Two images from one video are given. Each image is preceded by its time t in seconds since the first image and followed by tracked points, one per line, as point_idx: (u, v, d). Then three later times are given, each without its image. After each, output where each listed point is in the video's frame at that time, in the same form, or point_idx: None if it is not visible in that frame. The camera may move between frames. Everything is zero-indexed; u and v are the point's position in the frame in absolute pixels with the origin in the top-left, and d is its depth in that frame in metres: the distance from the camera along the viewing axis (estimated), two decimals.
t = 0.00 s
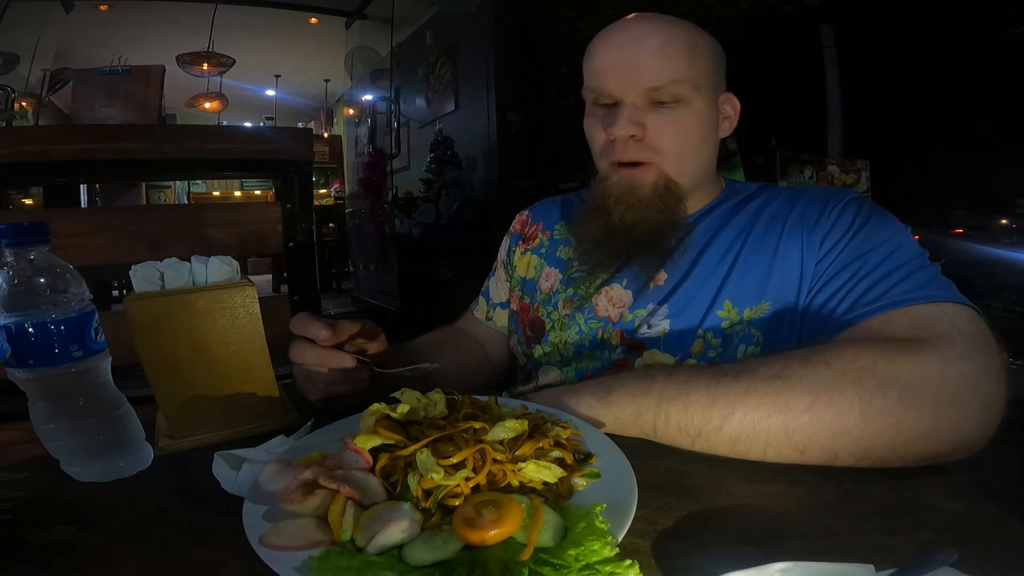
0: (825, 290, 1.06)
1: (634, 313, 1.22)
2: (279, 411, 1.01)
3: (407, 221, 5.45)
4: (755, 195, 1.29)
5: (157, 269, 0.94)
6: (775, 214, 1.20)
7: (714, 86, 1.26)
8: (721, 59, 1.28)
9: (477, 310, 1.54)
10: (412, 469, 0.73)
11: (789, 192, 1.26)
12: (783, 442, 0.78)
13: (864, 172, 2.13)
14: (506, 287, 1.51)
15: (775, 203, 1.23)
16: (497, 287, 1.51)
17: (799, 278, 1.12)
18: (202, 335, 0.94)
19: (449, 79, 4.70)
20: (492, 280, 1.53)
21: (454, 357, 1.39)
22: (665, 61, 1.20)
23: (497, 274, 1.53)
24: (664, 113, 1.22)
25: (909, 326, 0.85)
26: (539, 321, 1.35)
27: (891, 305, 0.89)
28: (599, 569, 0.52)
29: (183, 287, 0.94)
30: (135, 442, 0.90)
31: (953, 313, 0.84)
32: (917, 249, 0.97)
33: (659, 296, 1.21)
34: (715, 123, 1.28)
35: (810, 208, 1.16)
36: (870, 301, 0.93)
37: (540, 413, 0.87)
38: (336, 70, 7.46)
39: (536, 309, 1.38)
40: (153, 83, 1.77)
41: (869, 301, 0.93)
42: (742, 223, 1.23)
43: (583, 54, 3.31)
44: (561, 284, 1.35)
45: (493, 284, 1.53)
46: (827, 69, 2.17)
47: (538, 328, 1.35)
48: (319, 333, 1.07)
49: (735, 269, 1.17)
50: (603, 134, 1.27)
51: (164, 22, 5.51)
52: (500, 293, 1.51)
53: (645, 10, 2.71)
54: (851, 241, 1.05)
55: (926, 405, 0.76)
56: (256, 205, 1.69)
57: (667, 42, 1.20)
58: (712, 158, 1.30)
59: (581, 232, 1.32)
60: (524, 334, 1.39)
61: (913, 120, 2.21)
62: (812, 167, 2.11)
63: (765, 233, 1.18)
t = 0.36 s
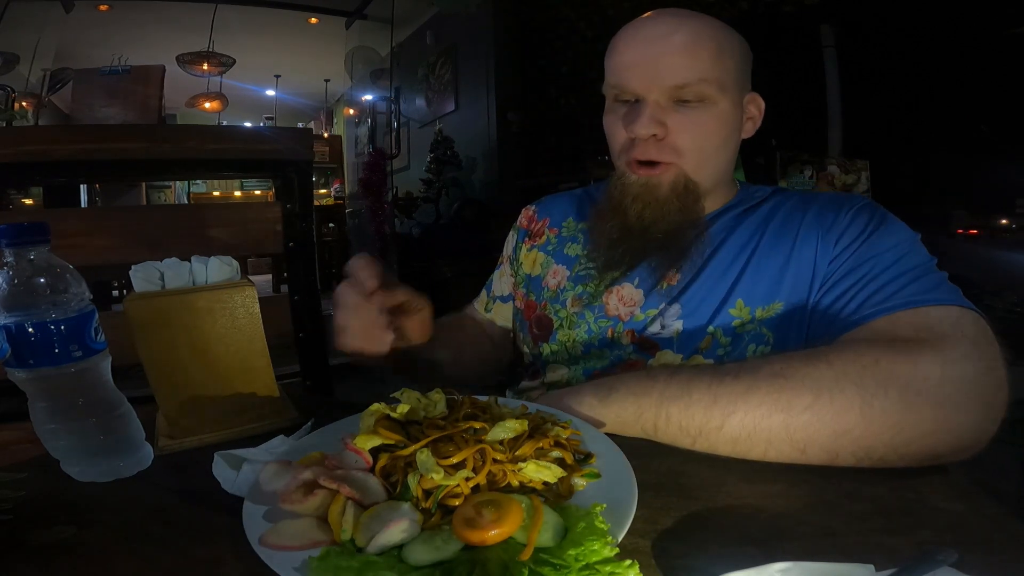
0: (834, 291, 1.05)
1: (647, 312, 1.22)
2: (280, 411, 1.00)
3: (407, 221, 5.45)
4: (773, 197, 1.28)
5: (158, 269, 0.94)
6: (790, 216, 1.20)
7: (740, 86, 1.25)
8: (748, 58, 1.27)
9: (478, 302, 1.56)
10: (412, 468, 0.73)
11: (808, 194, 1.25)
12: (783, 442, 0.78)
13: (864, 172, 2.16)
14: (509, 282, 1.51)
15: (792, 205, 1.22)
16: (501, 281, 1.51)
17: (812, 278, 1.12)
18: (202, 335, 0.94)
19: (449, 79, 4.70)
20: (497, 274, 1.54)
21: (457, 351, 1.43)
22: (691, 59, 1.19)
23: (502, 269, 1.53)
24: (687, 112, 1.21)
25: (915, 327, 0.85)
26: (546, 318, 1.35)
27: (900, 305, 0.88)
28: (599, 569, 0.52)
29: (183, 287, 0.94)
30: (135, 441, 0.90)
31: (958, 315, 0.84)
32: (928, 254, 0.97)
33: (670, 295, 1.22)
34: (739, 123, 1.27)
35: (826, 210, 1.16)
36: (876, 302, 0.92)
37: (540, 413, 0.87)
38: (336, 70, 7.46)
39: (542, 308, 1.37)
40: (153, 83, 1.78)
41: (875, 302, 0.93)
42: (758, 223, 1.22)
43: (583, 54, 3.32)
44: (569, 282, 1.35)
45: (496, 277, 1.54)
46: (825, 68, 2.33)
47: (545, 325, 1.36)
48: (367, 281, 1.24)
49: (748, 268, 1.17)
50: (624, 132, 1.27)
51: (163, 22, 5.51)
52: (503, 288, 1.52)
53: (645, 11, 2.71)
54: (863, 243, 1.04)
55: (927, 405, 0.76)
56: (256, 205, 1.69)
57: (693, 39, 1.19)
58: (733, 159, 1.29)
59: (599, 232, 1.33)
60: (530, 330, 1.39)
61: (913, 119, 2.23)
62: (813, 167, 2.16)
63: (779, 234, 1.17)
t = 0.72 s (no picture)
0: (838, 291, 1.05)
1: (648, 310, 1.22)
2: (279, 411, 1.01)
3: (407, 222, 5.45)
4: (775, 197, 1.28)
5: (158, 269, 0.94)
6: (793, 216, 1.20)
7: (738, 83, 1.25)
8: (747, 55, 1.27)
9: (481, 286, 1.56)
10: (412, 468, 0.73)
11: (810, 195, 1.24)
12: (783, 442, 0.78)
13: (864, 172, 2.15)
14: (515, 269, 1.52)
15: (795, 205, 1.22)
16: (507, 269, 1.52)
17: (815, 278, 1.11)
18: (203, 335, 0.94)
19: (449, 79, 4.70)
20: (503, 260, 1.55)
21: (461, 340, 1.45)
22: (687, 58, 1.19)
23: (508, 257, 1.54)
24: (685, 109, 1.22)
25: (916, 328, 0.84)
26: (549, 312, 1.36)
27: (902, 306, 0.88)
28: (599, 569, 0.52)
29: (183, 287, 0.94)
30: (135, 442, 0.90)
31: (961, 315, 0.83)
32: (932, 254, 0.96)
33: (671, 294, 1.21)
34: (739, 119, 1.27)
35: (829, 210, 1.16)
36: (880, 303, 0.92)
37: (540, 413, 0.87)
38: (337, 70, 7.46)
39: (547, 301, 1.38)
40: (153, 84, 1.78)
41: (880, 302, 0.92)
42: (760, 223, 1.22)
43: (583, 54, 3.32)
44: (574, 277, 1.35)
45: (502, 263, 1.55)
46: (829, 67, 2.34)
47: (548, 320, 1.36)
48: (472, 237, 1.08)
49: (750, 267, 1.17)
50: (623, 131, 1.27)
51: (163, 22, 5.51)
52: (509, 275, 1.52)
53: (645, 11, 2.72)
54: (866, 243, 1.04)
55: (927, 406, 0.76)
56: (256, 205, 1.69)
57: (689, 38, 1.19)
58: (735, 156, 1.29)
59: (601, 226, 1.33)
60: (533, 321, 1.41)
61: (912, 120, 2.43)
62: (812, 167, 2.15)
63: (782, 233, 1.17)
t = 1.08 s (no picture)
0: (843, 289, 1.05)
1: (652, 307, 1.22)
2: (279, 412, 1.01)
3: (407, 221, 5.44)
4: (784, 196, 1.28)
5: (158, 270, 0.94)
6: (801, 214, 1.20)
7: (739, 82, 1.25)
8: (747, 54, 1.27)
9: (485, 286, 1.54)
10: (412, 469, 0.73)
11: (818, 194, 1.24)
12: (784, 442, 0.78)
13: (864, 172, 2.15)
14: (520, 268, 1.53)
15: (802, 204, 1.22)
16: (512, 267, 1.53)
17: (821, 276, 1.11)
18: (203, 335, 0.94)
19: (449, 79, 4.70)
20: (507, 258, 1.55)
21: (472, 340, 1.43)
22: (686, 58, 1.19)
23: (513, 255, 1.54)
24: (687, 109, 1.22)
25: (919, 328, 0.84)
26: (553, 309, 1.36)
27: (907, 306, 0.88)
28: (598, 569, 0.52)
29: (183, 287, 0.94)
30: (135, 442, 0.90)
31: (967, 316, 0.83)
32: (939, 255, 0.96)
33: (677, 289, 1.21)
34: (741, 118, 1.27)
35: (837, 209, 1.15)
36: (885, 302, 0.92)
37: (540, 413, 0.87)
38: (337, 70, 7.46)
39: (552, 297, 1.39)
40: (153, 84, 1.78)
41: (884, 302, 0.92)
42: (768, 221, 1.22)
43: (584, 54, 3.32)
44: (580, 274, 1.36)
45: (507, 262, 1.55)
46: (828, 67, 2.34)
47: (553, 317, 1.36)
48: (448, 297, 1.08)
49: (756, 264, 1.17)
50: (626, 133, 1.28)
51: (163, 22, 5.52)
52: (513, 274, 1.53)
53: (645, 11, 2.72)
54: (873, 243, 1.04)
55: (928, 406, 0.76)
56: (257, 205, 1.69)
57: (689, 39, 1.19)
58: (738, 155, 1.29)
59: (604, 222, 1.33)
60: (536, 318, 1.41)
61: (912, 120, 2.45)
62: (812, 167, 2.16)
63: (789, 231, 1.17)
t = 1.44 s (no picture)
0: (843, 289, 1.05)
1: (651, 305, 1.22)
2: (279, 412, 1.01)
3: (407, 221, 5.44)
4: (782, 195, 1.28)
5: (158, 270, 0.94)
6: (800, 213, 1.19)
7: (742, 84, 1.25)
8: (751, 57, 1.27)
9: (484, 287, 1.57)
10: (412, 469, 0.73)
11: (817, 194, 1.24)
12: (784, 443, 0.78)
13: (864, 172, 2.15)
14: (518, 266, 1.53)
15: (802, 203, 1.22)
16: (509, 265, 1.53)
17: (820, 275, 1.11)
18: (202, 335, 0.94)
19: (449, 79, 4.70)
20: (505, 257, 1.55)
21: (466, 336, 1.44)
22: (690, 59, 1.19)
23: (510, 254, 1.55)
24: (690, 109, 1.22)
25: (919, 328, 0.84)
26: (551, 306, 1.36)
27: (908, 306, 0.88)
28: (598, 569, 0.52)
29: (183, 287, 0.94)
30: (135, 442, 0.89)
31: (968, 317, 0.84)
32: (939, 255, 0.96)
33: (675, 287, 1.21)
34: (743, 120, 1.27)
35: (836, 209, 1.15)
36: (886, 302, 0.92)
37: (540, 413, 0.87)
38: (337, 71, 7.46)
39: (549, 294, 1.38)
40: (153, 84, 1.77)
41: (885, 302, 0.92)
42: (767, 220, 1.22)
43: (584, 54, 3.32)
44: (576, 270, 1.36)
45: (504, 262, 1.55)
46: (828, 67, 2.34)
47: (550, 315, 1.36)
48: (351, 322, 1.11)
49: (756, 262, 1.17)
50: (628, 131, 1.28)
51: (163, 22, 5.52)
52: (511, 273, 1.53)
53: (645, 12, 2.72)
54: (873, 242, 1.04)
55: (930, 407, 0.76)
56: (257, 205, 1.69)
57: (693, 39, 1.19)
58: (739, 156, 1.29)
59: (602, 219, 1.33)
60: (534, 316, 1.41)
61: (912, 120, 2.45)
62: (812, 167, 2.14)
63: (789, 230, 1.17)
